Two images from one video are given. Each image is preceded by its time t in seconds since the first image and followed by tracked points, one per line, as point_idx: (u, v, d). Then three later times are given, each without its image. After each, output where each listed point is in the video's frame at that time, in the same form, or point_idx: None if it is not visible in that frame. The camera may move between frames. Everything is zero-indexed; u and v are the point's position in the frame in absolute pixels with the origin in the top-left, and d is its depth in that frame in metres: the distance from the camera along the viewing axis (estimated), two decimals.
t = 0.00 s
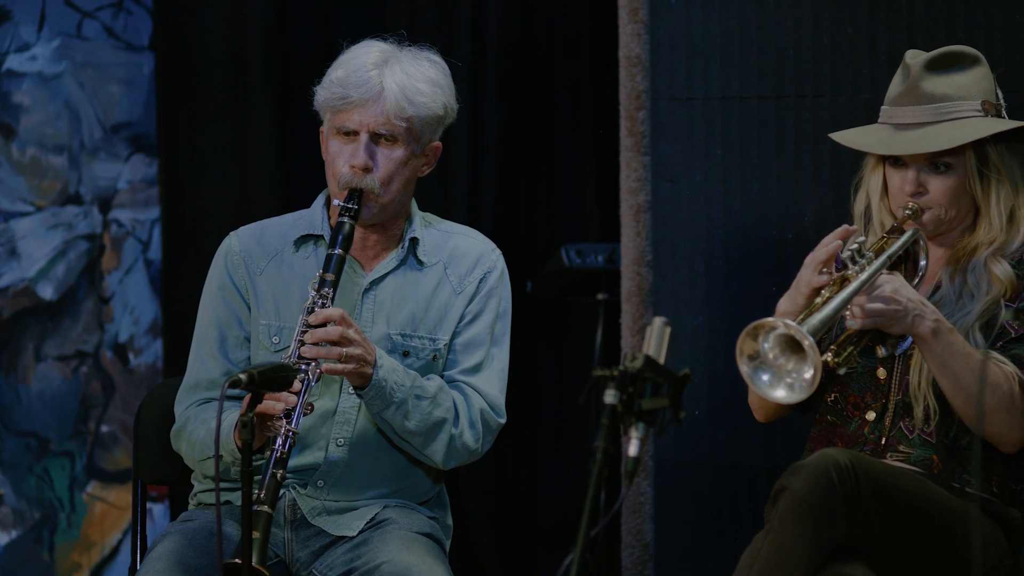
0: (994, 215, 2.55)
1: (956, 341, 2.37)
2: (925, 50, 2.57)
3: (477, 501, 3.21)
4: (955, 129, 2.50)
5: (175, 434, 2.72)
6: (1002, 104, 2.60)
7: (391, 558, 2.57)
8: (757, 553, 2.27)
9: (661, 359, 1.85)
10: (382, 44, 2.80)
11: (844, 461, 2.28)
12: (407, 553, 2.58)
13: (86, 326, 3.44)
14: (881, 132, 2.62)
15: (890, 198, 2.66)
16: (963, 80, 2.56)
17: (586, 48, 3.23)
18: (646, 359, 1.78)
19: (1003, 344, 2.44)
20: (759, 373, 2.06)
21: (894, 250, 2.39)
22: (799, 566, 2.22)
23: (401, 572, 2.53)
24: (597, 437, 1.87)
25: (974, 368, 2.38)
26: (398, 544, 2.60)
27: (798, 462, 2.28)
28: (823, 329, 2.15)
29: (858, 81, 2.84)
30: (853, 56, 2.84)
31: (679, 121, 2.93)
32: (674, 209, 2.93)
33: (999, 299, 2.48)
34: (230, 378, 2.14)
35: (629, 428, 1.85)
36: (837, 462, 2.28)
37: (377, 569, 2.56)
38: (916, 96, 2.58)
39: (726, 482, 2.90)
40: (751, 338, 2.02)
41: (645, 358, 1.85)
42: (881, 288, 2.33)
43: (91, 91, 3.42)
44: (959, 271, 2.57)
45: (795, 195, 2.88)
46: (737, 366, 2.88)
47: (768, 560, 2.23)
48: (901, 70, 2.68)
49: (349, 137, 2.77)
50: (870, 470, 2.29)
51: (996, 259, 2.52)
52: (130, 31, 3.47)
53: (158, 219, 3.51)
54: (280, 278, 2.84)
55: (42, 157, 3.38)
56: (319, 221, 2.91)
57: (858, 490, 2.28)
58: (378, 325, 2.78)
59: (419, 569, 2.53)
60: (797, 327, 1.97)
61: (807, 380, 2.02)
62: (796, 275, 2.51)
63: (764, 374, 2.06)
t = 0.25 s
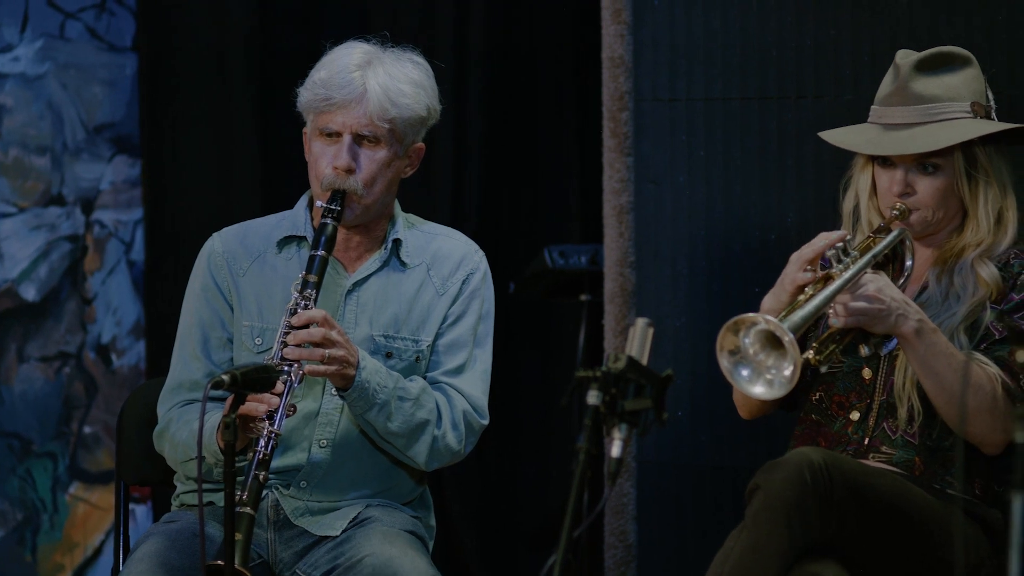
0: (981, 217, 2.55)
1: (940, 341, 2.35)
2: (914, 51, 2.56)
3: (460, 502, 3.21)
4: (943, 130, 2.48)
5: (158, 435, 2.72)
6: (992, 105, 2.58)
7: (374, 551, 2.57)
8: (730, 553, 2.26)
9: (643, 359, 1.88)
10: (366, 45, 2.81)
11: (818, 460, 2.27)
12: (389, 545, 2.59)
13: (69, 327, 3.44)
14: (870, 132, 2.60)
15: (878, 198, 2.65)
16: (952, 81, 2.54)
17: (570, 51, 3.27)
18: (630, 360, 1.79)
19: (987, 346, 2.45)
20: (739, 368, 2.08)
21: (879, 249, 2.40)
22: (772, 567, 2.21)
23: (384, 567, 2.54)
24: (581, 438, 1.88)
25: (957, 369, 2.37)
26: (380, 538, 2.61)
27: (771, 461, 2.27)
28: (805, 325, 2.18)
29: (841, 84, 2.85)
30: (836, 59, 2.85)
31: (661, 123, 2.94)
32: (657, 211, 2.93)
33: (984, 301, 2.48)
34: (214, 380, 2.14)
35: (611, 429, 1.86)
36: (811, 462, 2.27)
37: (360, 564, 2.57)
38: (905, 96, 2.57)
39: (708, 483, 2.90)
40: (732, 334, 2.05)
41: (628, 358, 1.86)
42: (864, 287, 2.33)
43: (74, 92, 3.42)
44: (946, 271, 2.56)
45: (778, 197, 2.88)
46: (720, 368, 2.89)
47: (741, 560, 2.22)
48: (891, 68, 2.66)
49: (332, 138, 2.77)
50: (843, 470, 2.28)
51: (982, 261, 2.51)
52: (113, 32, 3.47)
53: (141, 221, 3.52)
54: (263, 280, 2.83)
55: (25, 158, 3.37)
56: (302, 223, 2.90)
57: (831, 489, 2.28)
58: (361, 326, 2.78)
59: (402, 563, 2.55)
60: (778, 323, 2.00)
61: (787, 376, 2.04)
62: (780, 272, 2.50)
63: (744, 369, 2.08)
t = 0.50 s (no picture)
0: (974, 224, 2.51)
1: (928, 351, 2.36)
2: (912, 54, 2.49)
3: (445, 503, 3.22)
4: (940, 135, 2.41)
5: (142, 436, 2.72)
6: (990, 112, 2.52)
7: (359, 560, 2.57)
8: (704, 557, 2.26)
9: (627, 360, 1.91)
10: (352, 47, 2.81)
11: (795, 465, 2.27)
12: (374, 555, 2.58)
13: (54, 328, 3.43)
14: (864, 135, 2.54)
15: (871, 200, 2.61)
16: (950, 86, 2.48)
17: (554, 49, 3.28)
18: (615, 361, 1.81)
19: (976, 354, 2.41)
20: (723, 383, 2.10)
21: (869, 258, 2.39)
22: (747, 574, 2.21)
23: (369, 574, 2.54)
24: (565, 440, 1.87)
25: (942, 377, 2.36)
26: (366, 546, 2.60)
27: (747, 466, 2.27)
28: (789, 340, 2.17)
29: (825, 86, 2.86)
30: (820, 60, 2.85)
31: (646, 124, 2.94)
32: (642, 212, 2.94)
33: (975, 307, 2.44)
34: (198, 382, 2.15)
35: (597, 430, 1.87)
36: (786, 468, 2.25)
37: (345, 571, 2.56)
38: (902, 99, 2.50)
39: (694, 485, 2.90)
40: (715, 350, 2.06)
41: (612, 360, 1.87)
42: (852, 297, 2.33)
43: (59, 94, 3.40)
44: (937, 277, 2.53)
45: (763, 199, 2.88)
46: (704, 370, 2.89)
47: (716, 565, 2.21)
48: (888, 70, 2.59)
49: (318, 140, 2.78)
50: (819, 475, 2.27)
51: (974, 268, 2.47)
52: (98, 34, 3.48)
53: (125, 222, 3.53)
54: (249, 282, 2.83)
55: (9, 159, 3.33)
56: (288, 224, 2.89)
57: (806, 495, 2.26)
58: (346, 329, 2.78)
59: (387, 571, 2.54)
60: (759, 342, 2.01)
61: (768, 394, 2.05)
62: (769, 279, 2.47)
63: (728, 385, 2.09)
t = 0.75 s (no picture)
0: (967, 230, 2.49)
1: (913, 361, 2.36)
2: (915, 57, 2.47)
3: (434, 504, 3.22)
4: (939, 140, 2.40)
5: (130, 437, 2.71)
6: (987, 118, 2.51)
7: (348, 552, 2.60)
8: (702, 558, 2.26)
9: (615, 361, 1.89)
10: (342, 49, 2.81)
11: (789, 465, 2.28)
12: (362, 545, 2.61)
13: (42, 330, 3.43)
14: (861, 136, 2.52)
15: (867, 202, 2.57)
16: (950, 91, 2.46)
17: (544, 51, 3.33)
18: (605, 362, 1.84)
19: (964, 361, 2.42)
20: (702, 404, 2.15)
21: (856, 268, 2.39)
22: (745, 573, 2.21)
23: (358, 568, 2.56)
24: (554, 441, 1.90)
25: (927, 382, 2.37)
26: (355, 540, 2.62)
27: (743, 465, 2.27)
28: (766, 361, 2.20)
29: (813, 87, 2.86)
30: (808, 62, 2.86)
31: (635, 125, 2.94)
32: (631, 214, 2.94)
33: (965, 312, 2.44)
34: (186, 384, 2.15)
35: (586, 431, 1.88)
36: (781, 468, 2.27)
37: (335, 565, 2.59)
38: (902, 101, 2.47)
39: (683, 487, 2.90)
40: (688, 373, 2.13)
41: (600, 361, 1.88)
42: (836, 311, 2.35)
43: (47, 96, 3.40)
44: (928, 280, 2.52)
45: (751, 201, 2.88)
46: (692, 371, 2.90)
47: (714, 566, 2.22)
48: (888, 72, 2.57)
49: (305, 141, 2.78)
50: (814, 474, 2.29)
51: (965, 273, 2.47)
52: (86, 35, 3.46)
53: (113, 224, 3.52)
54: (238, 284, 2.82)
55: None
56: (278, 227, 2.89)
57: (801, 495, 2.28)
58: (335, 331, 2.78)
59: (377, 563, 2.56)
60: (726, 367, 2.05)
61: (740, 417, 2.09)
62: (756, 287, 2.46)
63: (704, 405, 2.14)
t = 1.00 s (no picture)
0: (958, 233, 2.49)
1: (900, 365, 2.37)
2: (902, 60, 2.46)
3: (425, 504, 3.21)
4: (926, 145, 2.39)
5: (120, 439, 2.70)
6: (976, 121, 2.50)
7: (335, 563, 2.57)
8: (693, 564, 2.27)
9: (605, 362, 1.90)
10: (328, 50, 2.82)
11: (776, 470, 2.29)
12: (351, 557, 2.59)
13: (31, 331, 3.43)
14: (849, 140, 2.52)
15: (857, 206, 2.57)
16: (938, 94, 2.45)
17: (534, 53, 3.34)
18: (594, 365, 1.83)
19: (954, 364, 2.41)
20: (685, 408, 2.14)
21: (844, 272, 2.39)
22: None
23: None
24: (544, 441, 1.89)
25: (916, 392, 2.37)
26: (343, 549, 2.60)
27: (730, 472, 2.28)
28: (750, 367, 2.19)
29: (803, 88, 2.86)
30: (797, 62, 2.86)
31: (625, 126, 2.94)
32: (621, 214, 2.94)
33: (956, 316, 2.43)
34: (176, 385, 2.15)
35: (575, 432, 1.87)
36: (770, 472, 2.29)
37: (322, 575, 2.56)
38: (890, 106, 2.47)
39: (672, 488, 2.90)
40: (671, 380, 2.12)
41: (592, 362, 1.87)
42: (821, 317, 2.36)
43: (37, 96, 3.41)
44: (919, 281, 2.52)
45: (741, 201, 2.88)
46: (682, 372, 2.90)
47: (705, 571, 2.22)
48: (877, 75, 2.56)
49: (291, 142, 2.78)
50: (802, 478, 2.31)
51: (958, 275, 2.47)
52: (76, 36, 3.46)
53: (103, 225, 3.52)
54: (227, 286, 2.83)
55: None
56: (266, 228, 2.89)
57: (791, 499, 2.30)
58: (324, 332, 2.78)
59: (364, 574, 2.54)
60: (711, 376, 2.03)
61: (723, 423, 2.08)
62: (743, 293, 2.48)
63: (688, 409, 2.13)
